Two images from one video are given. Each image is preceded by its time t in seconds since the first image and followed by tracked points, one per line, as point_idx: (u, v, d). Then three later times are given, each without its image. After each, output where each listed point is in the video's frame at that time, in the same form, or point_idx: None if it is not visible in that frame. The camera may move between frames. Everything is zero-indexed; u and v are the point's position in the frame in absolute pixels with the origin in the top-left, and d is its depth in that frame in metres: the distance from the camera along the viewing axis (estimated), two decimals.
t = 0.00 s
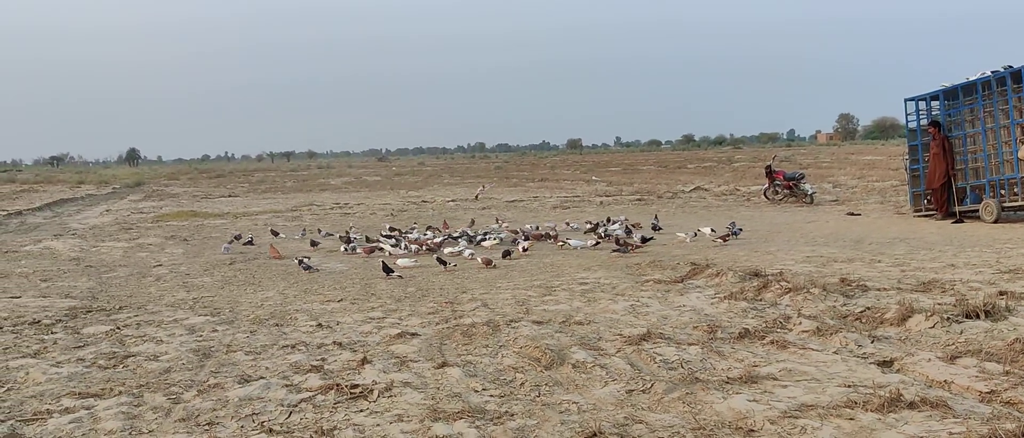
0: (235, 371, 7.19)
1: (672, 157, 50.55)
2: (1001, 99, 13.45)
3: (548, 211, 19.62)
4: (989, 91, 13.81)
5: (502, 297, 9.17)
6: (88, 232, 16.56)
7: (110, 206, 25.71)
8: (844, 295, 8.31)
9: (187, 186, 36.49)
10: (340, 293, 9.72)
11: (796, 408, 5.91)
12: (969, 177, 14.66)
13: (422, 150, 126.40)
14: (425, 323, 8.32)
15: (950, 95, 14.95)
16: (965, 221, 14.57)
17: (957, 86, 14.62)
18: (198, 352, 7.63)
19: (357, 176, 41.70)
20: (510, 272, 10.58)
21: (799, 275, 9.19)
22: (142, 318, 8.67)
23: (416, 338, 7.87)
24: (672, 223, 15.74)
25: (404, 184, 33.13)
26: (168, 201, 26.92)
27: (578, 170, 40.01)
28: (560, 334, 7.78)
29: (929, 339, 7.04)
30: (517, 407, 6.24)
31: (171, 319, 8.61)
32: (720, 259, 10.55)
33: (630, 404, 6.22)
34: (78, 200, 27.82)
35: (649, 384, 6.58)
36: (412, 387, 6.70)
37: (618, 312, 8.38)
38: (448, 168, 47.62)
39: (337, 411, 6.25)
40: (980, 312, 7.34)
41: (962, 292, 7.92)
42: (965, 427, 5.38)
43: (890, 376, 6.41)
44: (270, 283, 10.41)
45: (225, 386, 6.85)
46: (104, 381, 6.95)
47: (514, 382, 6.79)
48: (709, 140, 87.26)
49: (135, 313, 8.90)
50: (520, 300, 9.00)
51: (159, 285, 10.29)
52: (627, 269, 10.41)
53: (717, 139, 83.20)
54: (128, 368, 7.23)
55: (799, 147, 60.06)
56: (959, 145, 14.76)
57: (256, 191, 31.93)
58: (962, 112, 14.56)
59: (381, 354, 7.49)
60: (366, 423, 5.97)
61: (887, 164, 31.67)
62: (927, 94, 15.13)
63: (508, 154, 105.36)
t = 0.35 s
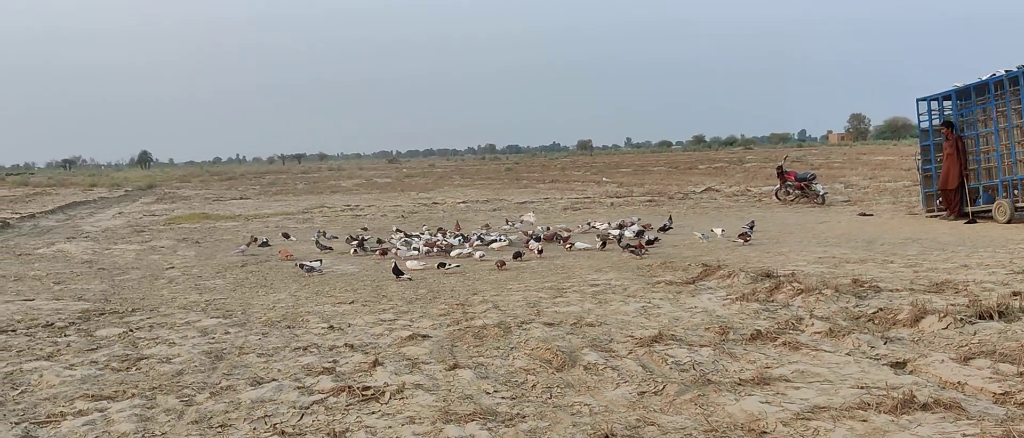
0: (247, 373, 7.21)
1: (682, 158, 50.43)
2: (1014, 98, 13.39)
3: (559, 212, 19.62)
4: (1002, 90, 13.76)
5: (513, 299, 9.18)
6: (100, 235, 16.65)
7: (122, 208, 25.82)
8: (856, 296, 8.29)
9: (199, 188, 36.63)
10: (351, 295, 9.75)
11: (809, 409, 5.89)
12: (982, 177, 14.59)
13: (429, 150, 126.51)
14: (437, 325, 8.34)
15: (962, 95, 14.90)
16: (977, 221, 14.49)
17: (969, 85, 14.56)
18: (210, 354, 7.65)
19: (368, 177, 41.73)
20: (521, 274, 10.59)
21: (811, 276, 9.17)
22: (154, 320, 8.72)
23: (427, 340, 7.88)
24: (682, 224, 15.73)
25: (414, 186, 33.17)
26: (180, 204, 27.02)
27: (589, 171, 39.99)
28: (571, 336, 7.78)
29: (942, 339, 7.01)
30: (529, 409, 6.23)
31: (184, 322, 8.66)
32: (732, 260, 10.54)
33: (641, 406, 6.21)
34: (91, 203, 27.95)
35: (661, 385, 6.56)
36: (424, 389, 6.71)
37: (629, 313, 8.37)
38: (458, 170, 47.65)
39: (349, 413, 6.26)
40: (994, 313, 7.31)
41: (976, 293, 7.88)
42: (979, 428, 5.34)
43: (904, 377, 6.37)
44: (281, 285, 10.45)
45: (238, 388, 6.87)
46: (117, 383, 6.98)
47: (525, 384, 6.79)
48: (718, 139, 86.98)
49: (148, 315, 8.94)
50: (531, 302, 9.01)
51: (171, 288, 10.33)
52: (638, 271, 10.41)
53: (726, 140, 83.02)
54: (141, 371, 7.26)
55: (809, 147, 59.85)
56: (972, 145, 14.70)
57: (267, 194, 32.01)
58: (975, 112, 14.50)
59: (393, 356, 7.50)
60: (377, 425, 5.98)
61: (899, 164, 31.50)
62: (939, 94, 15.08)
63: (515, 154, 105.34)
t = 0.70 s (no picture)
0: (260, 374, 7.23)
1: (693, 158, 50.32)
2: None
3: (571, 213, 19.63)
4: (1015, 89, 13.69)
5: (525, 299, 9.20)
6: (114, 237, 16.74)
7: (135, 210, 25.95)
8: (869, 296, 8.27)
9: (210, 189, 36.80)
10: (363, 296, 9.78)
11: (822, 410, 5.87)
12: (996, 177, 14.50)
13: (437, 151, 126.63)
14: (449, 325, 8.36)
15: (975, 94, 14.83)
16: (990, 220, 14.40)
17: (983, 85, 14.50)
18: (223, 355, 7.68)
19: (378, 178, 41.79)
20: (533, 274, 10.60)
21: (824, 276, 9.15)
22: (167, 321, 8.76)
23: (439, 341, 7.89)
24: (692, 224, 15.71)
25: (426, 187, 33.23)
26: (192, 205, 27.14)
27: (600, 171, 39.96)
28: (583, 337, 7.78)
29: (956, 340, 6.97)
30: (541, 410, 6.23)
31: (196, 323, 8.70)
32: (744, 261, 10.53)
33: (654, 406, 6.20)
34: (104, 205, 28.10)
35: (673, 386, 6.55)
36: (436, 390, 6.71)
37: (641, 314, 8.37)
38: (469, 171, 47.70)
39: (362, 414, 6.26)
40: (1008, 313, 7.27)
41: (990, 293, 7.85)
42: (994, 429, 5.31)
43: (917, 378, 6.34)
44: (294, 286, 10.49)
45: (250, 389, 6.89)
46: (131, 384, 7.01)
47: (537, 384, 6.79)
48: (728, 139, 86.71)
49: (161, 316, 8.99)
50: (543, 302, 9.02)
51: (184, 289, 10.39)
52: (650, 271, 10.41)
53: (737, 139, 83.31)
54: (154, 372, 7.30)
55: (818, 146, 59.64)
56: (985, 145, 14.63)
57: (279, 195, 32.14)
58: (988, 111, 14.43)
59: (404, 356, 7.51)
60: (389, 426, 5.98)
61: (912, 164, 31.34)
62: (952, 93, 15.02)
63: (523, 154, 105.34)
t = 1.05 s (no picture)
0: (267, 371, 7.25)
1: (699, 157, 50.23)
2: None
3: (577, 211, 19.64)
4: None
5: (531, 298, 9.20)
6: (121, 234, 16.77)
7: (142, 207, 26.02)
8: (877, 295, 8.26)
9: (217, 187, 36.84)
10: (370, 293, 9.80)
11: (829, 409, 5.87)
12: (1003, 176, 14.46)
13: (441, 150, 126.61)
14: (455, 323, 8.37)
15: (983, 93, 14.79)
16: (998, 220, 14.35)
17: (991, 83, 14.46)
18: (230, 352, 7.70)
19: (384, 177, 41.80)
20: (539, 273, 10.61)
21: (831, 275, 9.13)
22: (174, 318, 8.79)
23: (445, 339, 7.90)
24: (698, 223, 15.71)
25: (431, 185, 33.24)
26: (199, 203, 27.18)
27: (606, 170, 39.94)
28: (589, 335, 7.79)
29: (963, 339, 6.96)
30: (547, 407, 6.23)
31: (203, 320, 8.72)
32: (750, 259, 10.52)
33: (660, 405, 6.19)
34: (111, 202, 28.16)
35: (680, 385, 6.55)
36: (442, 388, 6.72)
37: (648, 312, 8.38)
38: (475, 169, 47.70)
39: (369, 411, 6.27)
40: (1016, 312, 7.25)
41: (998, 293, 7.83)
42: (1002, 429, 5.30)
43: (925, 377, 6.33)
44: (300, 284, 10.51)
45: (257, 386, 6.90)
46: (138, 381, 7.03)
47: (543, 383, 6.79)
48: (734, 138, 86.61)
49: (168, 313, 9.02)
50: (549, 300, 9.03)
51: (191, 286, 10.41)
52: (656, 269, 10.42)
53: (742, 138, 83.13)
54: (161, 369, 7.31)
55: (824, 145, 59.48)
56: (993, 144, 14.59)
57: (285, 193, 32.17)
58: (996, 110, 14.40)
59: (411, 354, 7.52)
60: (396, 424, 5.99)
61: (919, 163, 31.24)
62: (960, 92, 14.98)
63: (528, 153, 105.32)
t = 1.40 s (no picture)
0: (272, 368, 7.26)
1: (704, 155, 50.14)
2: None
3: (583, 209, 19.62)
4: None
5: (536, 295, 9.20)
6: (127, 230, 16.80)
7: (147, 204, 26.06)
8: (882, 294, 8.25)
9: (222, 184, 36.87)
10: (375, 290, 9.82)
11: (834, 408, 5.86)
12: (1010, 175, 14.42)
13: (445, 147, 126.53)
14: (460, 321, 8.37)
15: (990, 92, 14.76)
16: (1004, 219, 14.32)
17: (998, 82, 14.43)
18: (236, 349, 7.71)
19: (390, 174, 41.80)
20: (545, 270, 10.61)
21: (837, 274, 9.12)
22: (180, 315, 8.81)
23: (450, 336, 7.91)
24: (703, 221, 15.70)
25: (437, 182, 33.24)
26: (205, 199, 27.20)
27: (612, 168, 39.90)
28: (594, 333, 7.79)
29: (970, 338, 6.95)
30: (552, 405, 6.23)
31: (209, 316, 8.74)
32: (756, 258, 10.51)
33: (665, 403, 6.19)
34: (117, 199, 28.20)
35: (685, 383, 6.55)
36: (447, 385, 6.73)
37: (653, 310, 8.38)
38: (481, 167, 47.70)
39: (374, 408, 6.28)
40: (1022, 312, 7.23)
41: (1004, 292, 7.82)
42: (1008, 428, 5.29)
43: (931, 376, 6.32)
44: (306, 281, 10.52)
45: (263, 383, 6.91)
46: (144, 377, 7.05)
47: (548, 380, 6.79)
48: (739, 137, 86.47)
49: (174, 310, 9.04)
50: (554, 298, 9.04)
51: (197, 283, 10.44)
52: (662, 268, 10.41)
53: (747, 136, 82.96)
54: (167, 365, 7.33)
55: (830, 145, 59.32)
56: (1000, 143, 14.56)
57: (291, 190, 32.20)
58: (1003, 109, 14.37)
59: (416, 351, 7.53)
60: (402, 421, 6.00)
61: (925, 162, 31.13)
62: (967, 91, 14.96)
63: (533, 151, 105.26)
